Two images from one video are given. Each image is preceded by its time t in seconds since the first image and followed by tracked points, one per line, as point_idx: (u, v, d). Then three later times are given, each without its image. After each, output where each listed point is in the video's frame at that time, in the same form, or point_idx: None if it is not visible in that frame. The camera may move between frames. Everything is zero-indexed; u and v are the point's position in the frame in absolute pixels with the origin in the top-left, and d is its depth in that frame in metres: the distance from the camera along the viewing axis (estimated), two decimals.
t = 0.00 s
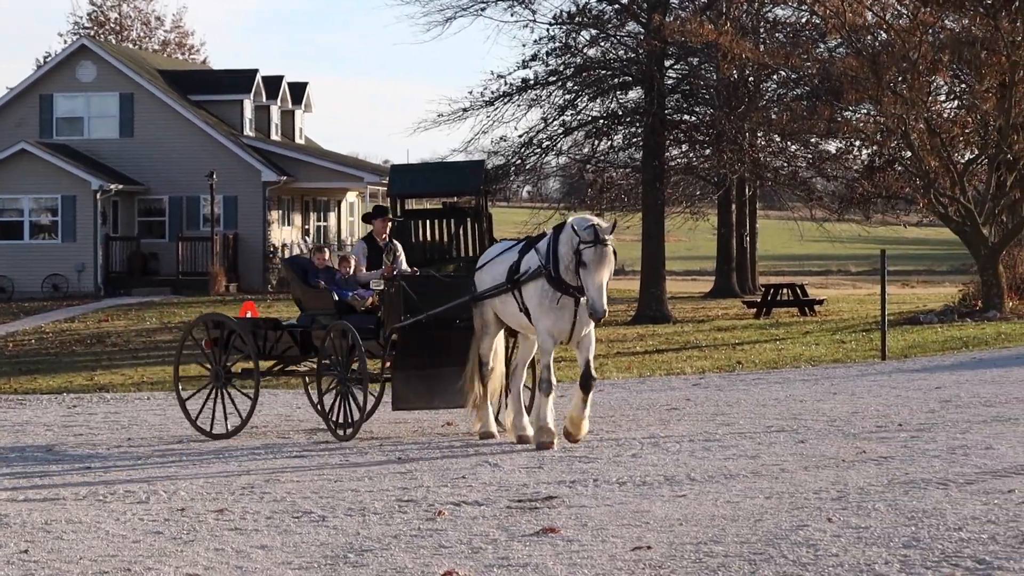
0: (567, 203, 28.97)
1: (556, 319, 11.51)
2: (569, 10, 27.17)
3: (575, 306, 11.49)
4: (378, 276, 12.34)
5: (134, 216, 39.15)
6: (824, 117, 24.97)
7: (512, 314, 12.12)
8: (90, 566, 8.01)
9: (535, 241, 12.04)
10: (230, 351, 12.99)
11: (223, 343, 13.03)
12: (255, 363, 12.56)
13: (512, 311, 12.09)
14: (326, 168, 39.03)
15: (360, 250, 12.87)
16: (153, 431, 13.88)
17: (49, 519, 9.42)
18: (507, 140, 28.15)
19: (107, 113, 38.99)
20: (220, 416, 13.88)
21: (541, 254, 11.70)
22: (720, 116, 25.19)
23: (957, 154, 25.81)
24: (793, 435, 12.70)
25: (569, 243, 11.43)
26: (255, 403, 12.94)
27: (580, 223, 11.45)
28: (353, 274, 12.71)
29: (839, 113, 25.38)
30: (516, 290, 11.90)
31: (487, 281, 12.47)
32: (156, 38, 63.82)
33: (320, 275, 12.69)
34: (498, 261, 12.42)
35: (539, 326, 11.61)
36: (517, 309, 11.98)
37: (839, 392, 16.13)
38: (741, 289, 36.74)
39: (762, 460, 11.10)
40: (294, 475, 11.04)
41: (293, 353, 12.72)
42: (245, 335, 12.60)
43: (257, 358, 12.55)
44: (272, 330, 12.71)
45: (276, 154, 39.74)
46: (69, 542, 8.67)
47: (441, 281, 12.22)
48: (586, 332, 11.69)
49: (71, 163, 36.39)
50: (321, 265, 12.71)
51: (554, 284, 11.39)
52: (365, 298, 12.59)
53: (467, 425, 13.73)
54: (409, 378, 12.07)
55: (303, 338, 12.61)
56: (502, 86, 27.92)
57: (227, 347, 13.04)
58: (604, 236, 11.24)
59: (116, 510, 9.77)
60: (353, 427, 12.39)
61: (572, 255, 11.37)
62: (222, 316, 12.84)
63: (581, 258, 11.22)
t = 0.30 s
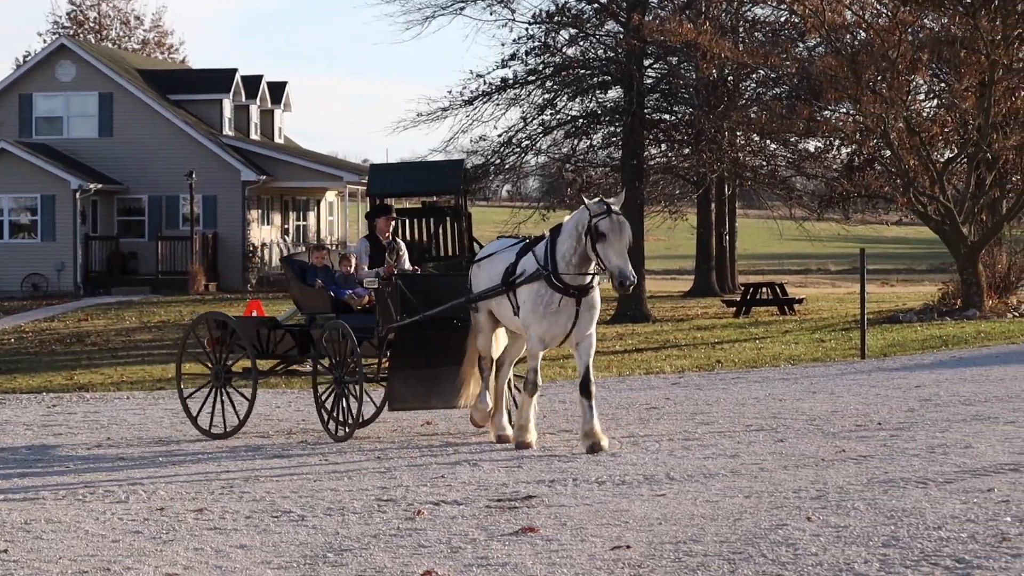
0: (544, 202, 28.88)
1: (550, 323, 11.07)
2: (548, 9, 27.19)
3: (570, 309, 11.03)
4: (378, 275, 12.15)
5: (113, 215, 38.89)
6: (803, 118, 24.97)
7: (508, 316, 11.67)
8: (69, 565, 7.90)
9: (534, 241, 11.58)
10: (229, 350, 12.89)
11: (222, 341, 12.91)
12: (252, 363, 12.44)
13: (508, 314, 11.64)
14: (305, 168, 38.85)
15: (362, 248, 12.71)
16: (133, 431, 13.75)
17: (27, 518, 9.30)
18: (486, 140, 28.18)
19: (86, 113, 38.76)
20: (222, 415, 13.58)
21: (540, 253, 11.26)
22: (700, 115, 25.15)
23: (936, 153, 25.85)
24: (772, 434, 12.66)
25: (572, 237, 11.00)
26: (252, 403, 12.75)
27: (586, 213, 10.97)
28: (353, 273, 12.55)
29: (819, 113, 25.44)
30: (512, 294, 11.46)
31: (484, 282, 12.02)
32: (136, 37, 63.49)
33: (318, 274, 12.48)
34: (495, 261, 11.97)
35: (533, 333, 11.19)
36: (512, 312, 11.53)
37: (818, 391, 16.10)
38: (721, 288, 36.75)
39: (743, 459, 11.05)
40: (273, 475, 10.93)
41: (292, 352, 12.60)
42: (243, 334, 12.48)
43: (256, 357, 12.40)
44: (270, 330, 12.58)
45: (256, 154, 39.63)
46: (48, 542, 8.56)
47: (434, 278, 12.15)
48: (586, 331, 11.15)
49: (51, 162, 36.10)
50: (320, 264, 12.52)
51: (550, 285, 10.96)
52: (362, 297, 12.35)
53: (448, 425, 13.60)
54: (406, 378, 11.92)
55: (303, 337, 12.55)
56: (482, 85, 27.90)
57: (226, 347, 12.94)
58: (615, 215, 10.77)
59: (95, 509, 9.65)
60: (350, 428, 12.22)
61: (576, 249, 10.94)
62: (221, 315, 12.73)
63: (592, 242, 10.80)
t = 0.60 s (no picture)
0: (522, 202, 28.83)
1: (554, 322, 10.89)
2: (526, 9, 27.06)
3: (574, 308, 10.88)
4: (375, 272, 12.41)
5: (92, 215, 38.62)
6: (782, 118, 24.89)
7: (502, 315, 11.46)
8: (47, 565, 7.79)
9: (529, 238, 11.41)
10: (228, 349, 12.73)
11: (222, 341, 12.76)
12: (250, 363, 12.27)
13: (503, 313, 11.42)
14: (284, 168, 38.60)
15: (361, 247, 12.79)
16: (111, 430, 13.63)
17: (4, 519, 9.19)
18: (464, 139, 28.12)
19: (65, 113, 38.52)
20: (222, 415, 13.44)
21: (541, 250, 11.09)
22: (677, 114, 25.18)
23: (914, 152, 25.89)
24: (750, 433, 12.62)
25: (580, 233, 10.87)
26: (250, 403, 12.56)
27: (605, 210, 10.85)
28: (349, 272, 12.34)
29: (797, 113, 25.47)
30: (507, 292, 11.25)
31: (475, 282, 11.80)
32: (114, 37, 63.12)
33: (314, 273, 12.22)
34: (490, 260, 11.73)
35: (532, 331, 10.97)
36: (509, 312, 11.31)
37: (796, 391, 16.09)
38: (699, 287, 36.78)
39: (720, 458, 11.00)
40: (251, 474, 10.83)
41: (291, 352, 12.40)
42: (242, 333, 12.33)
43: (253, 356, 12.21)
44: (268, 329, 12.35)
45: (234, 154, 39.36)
46: (25, 542, 8.44)
47: (432, 276, 11.95)
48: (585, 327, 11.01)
49: (29, 162, 35.81)
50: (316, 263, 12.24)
51: (556, 282, 10.79)
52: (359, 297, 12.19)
53: (426, 425, 13.49)
54: (401, 379, 11.80)
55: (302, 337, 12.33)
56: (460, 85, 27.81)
57: (226, 346, 12.79)
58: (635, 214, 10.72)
59: (73, 509, 9.54)
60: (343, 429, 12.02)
61: (586, 246, 10.83)
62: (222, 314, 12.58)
63: (611, 241, 10.68)
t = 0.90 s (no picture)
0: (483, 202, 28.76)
1: (536, 319, 10.62)
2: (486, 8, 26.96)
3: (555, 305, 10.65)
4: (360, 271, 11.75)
5: (51, 214, 38.01)
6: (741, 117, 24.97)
7: (475, 313, 11.26)
8: (3, 565, 7.59)
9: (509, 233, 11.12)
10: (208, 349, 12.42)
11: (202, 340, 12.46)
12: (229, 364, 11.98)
13: (477, 310, 11.20)
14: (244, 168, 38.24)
15: (342, 244, 12.08)
16: (69, 430, 13.39)
17: None
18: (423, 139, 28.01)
19: (24, 112, 37.98)
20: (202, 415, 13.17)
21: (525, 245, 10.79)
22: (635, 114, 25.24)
23: (874, 152, 25.95)
24: (708, 433, 12.54)
25: (570, 229, 10.57)
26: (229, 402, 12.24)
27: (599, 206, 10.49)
28: (328, 270, 12.20)
29: (756, 112, 25.45)
30: (484, 288, 11.00)
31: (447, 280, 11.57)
32: (74, 37, 62.42)
33: (293, 272, 12.12)
34: (463, 255, 11.50)
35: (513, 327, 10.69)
36: (484, 309, 11.11)
37: (755, 390, 16.03)
38: (658, 287, 36.80)
39: (679, 458, 10.91)
40: (209, 474, 10.65)
41: (272, 352, 12.13)
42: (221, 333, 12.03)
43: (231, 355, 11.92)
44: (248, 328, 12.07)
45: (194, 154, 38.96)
46: None
47: (406, 275, 11.82)
48: (557, 326, 10.91)
49: None
50: (295, 262, 12.10)
51: (542, 278, 10.52)
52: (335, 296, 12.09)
53: (386, 425, 13.30)
54: (377, 380, 11.44)
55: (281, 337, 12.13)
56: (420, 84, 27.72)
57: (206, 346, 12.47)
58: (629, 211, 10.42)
59: (29, 509, 9.33)
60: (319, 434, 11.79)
61: (576, 243, 10.53)
62: (202, 313, 12.27)
63: (605, 237, 10.36)
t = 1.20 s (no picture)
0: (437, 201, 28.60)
1: (517, 315, 10.42)
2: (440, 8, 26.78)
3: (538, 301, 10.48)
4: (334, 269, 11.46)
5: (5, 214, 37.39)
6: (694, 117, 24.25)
7: (447, 309, 11.01)
8: None
9: (484, 228, 10.92)
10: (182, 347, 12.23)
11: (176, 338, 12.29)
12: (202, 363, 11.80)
13: (450, 308, 10.96)
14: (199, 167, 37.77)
15: (318, 242, 11.74)
16: (23, 430, 13.13)
17: None
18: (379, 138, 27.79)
19: None
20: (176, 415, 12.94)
21: (506, 239, 10.62)
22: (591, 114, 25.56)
23: (829, 151, 26.01)
24: (663, 433, 12.46)
25: (556, 222, 10.44)
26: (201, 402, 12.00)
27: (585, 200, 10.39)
28: (301, 269, 11.94)
29: (711, 111, 24.91)
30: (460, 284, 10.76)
31: (418, 276, 11.30)
32: (29, 37, 61.62)
33: (266, 272, 11.95)
34: (433, 254, 11.29)
35: (493, 322, 10.49)
36: (458, 306, 10.87)
37: (710, 390, 15.98)
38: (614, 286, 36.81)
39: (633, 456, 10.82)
40: (164, 474, 10.45)
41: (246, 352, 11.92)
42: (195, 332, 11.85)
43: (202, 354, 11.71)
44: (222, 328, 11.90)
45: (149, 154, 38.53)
46: None
47: (381, 274, 11.56)
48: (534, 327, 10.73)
49: None
50: (268, 260, 11.96)
51: (526, 273, 10.35)
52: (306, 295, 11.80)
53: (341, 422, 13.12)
54: (349, 381, 11.33)
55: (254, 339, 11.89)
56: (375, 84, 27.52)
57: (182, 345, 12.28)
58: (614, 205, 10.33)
59: None
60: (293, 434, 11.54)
61: (561, 236, 10.40)
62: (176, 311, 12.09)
63: (592, 230, 10.24)
